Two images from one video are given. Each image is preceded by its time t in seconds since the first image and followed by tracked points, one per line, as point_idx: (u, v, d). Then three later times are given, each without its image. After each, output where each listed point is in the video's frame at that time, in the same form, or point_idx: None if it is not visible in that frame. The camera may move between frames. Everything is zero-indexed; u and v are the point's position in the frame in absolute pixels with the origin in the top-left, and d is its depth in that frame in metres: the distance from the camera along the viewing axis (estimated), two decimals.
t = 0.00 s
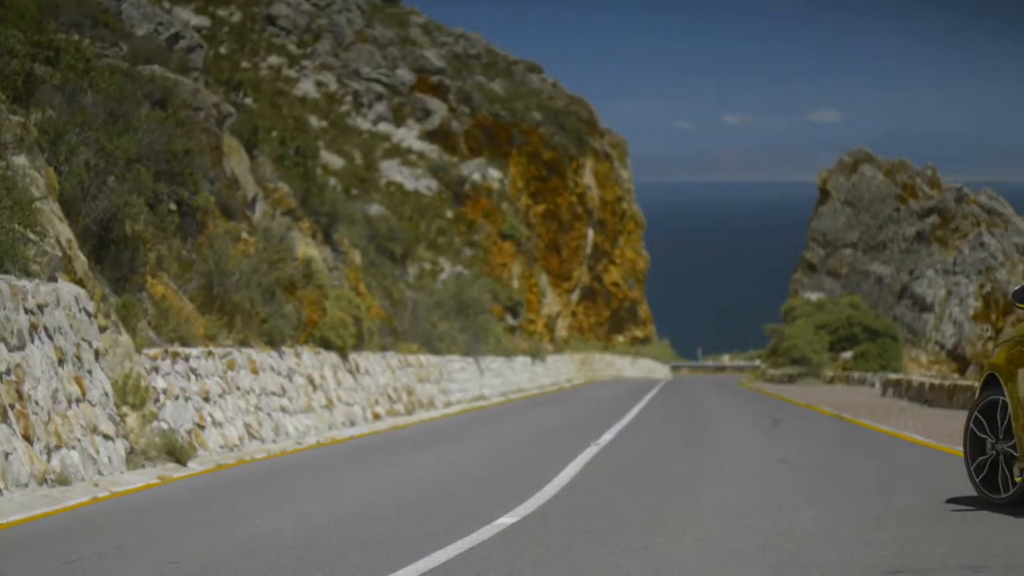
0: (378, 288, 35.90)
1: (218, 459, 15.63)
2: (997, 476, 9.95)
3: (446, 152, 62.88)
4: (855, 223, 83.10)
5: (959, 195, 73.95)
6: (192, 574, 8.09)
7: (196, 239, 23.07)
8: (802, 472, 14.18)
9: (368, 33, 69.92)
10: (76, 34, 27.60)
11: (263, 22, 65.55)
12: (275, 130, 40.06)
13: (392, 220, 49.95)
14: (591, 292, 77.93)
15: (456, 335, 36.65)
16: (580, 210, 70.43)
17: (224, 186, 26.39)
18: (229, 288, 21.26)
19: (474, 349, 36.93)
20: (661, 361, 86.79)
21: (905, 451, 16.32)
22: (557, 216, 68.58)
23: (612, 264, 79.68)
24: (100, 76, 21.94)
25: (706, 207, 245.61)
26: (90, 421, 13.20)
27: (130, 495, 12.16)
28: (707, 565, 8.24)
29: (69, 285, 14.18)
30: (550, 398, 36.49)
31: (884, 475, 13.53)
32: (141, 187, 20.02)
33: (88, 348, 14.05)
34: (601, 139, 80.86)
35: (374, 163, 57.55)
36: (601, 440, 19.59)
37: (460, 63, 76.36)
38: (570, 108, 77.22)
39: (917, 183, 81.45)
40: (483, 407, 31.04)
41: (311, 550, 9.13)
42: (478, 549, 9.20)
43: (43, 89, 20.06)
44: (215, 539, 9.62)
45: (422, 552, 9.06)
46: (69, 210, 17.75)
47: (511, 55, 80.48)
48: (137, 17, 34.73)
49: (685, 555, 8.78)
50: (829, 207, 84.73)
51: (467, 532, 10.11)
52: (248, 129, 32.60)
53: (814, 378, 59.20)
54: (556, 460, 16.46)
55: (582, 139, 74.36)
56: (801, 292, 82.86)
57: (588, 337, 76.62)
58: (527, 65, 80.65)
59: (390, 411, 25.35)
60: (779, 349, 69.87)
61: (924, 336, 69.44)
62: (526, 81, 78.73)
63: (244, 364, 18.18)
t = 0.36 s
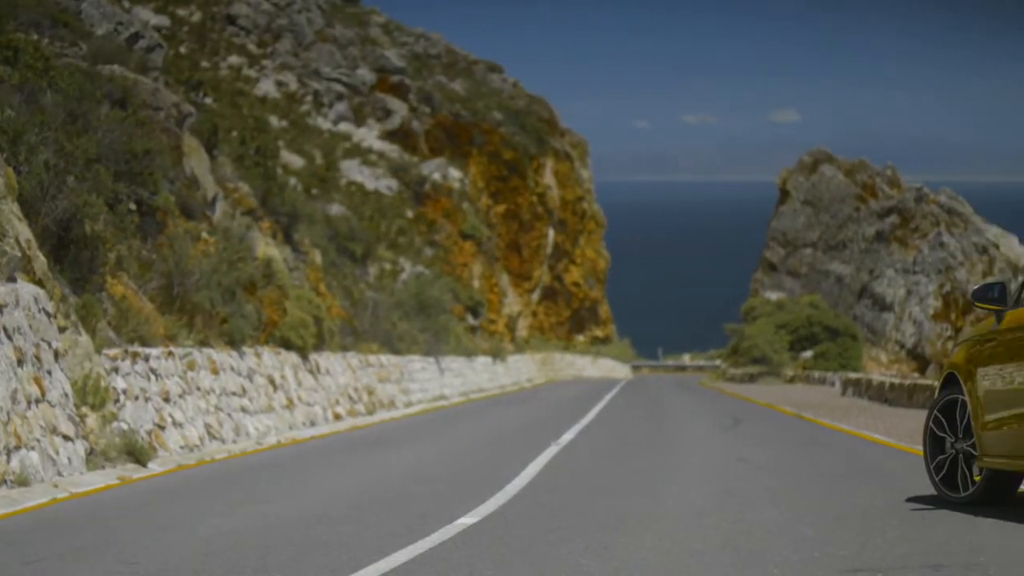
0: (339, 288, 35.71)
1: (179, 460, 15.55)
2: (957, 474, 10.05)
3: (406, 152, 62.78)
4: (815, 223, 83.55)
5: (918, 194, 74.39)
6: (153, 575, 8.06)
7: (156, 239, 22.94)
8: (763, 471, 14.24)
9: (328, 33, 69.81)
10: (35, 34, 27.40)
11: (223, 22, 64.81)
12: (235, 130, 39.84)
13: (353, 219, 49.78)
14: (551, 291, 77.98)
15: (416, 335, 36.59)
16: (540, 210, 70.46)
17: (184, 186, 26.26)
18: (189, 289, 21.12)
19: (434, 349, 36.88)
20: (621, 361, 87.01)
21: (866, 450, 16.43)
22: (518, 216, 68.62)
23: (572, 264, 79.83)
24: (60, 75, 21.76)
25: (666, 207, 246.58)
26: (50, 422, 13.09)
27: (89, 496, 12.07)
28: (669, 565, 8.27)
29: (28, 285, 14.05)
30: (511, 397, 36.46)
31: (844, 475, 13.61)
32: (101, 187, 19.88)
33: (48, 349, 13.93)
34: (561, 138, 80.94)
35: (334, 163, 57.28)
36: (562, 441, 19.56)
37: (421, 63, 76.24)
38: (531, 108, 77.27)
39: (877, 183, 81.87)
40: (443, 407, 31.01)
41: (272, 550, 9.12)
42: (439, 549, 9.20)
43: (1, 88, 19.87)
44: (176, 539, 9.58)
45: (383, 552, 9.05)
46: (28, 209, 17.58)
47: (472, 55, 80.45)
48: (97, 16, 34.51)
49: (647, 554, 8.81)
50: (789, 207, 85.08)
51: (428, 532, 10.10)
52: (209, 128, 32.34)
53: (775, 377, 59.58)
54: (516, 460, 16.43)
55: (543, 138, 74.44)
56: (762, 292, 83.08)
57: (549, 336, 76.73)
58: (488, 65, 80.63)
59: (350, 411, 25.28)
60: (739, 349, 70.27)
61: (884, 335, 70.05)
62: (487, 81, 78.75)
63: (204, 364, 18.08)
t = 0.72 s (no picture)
0: (299, 288, 35.51)
1: (138, 460, 15.49)
2: (916, 473, 10.15)
3: (366, 153, 62.72)
4: (774, 222, 84.01)
5: (878, 195, 75.09)
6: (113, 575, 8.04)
7: (115, 240, 22.82)
8: (720, 471, 14.33)
9: (288, 32, 69.55)
10: None
11: (182, 21, 64.06)
12: (194, 130, 39.69)
13: (313, 220, 49.67)
14: (511, 291, 78.03)
15: (375, 335, 36.53)
16: (500, 210, 71.09)
17: (144, 186, 26.09)
18: (148, 289, 20.96)
19: (393, 348, 36.83)
20: (581, 361, 87.27)
21: (825, 449, 16.55)
22: (477, 216, 68.89)
23: (532, 264, 80.02)
24: (18, 76, 21.58)
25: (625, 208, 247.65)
26: (8, 424, 12.94)
27: (46, 496, 12.02)
28: (628, 565, 8.31)
29: None
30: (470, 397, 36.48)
31: (799, 474, 13.75)
32: (59, 186, 19.74)
33: (6, 349, 13.78)
34: (521, 138, 81.01)
35: (294, 163, 56.89)
36: (521, 440, 19.57)
37: (380, 63, 76.14)
38: (491, 108, 77.31)
39: (836, 183, 82.46)
40: (402, 407, 31.01)
41: (233, 550, 9.12)
42: (397, 549, 9.23)
43: None
44: (137, 540, 9.57)
45: (342, 552, 9.07)
46: None
47: (431, 55, 80.44)
48: (55, 16, 34.28)
49: (605, 554, 8.85)
50: (749, 207, 85.40)
51: (387, 532, 10.11)
52: (167, 128, 31.95)
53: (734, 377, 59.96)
54: (476, 460, 16.45)
55: (503, 138, 74.54)
56: (721, 292, 83.34)
57: (509, 336, 76.89)
58: (447, 65, 80.59)
59: (310, 411, 25.23)
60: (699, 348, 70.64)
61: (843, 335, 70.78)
62: (446, 81, 78.79)
63: (163, 365, 17.98)
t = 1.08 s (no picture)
0: (255, 288, 35.25)
1: (95, 461, 15.41)
2: (872, 472, 10.25)
3: (323, 153, 62.62)
4: (731, 222, 84.73)
5: (833, 194, 75.53)
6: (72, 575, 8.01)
7: (71, 240, 22.64)
8: (676, 470, 14.41)
9: (244, 32, 68.78)
10: None
11: (138, 21, 63.67)
12: (151, 129, 39.39)
13: (270, 220, 49.47)
14: (468, 291, 78.41)
15: (333, 335, 36.42)
16: (457, 210, 71.37)
17: (99, 186, 25.85)
18: (105, 289, 20.77)
19: (351, 348, 36.74)
20: (539, 360, 87.45)
21: (781, 448, 16.68)
22: (434, 216, 69.54)
23: (489, 263, 80.14)
24: None
25: (581, 208, 248.45)
26: None
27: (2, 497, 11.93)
28: (587, 564, 8.36)
29: None
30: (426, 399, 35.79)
31: (755, 473, 13.89)
32: (13, 185, 19.64)
33: None
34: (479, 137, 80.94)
35: (250, 163, 56.32)
36: (478, 441, 19.50)
37: (337, 63, 75.89)
38: (448, 107, 77.25)
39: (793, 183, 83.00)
40: (360, 407, 30.92)
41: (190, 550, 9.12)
42: (355, 548, 9.25)
43: None
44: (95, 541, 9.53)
45: (301, 552, 9.08)
46: None
47: (388, 55, 80.26)
48: (11, 15, 34.01)
49: (563, 553, 8.89)
50: (706, 207, 86.20)
51: (345, 532, 10.12)
52: (122, 128, 31.60)
53: (691, 377, 60.27)
54: (433, 460, 16.42)
55: (460, 138, 74.63)
56: (678, 291, 84.10)
57: (466, 336, 77.12)
58: (405, 65, 80.42)
59: (267, 412, 25.13)
60: (655, 348, 70.92)
61: (800, 334, 71.65)
62: (403, 81, 78.68)
63: (119, 365, 17.88)
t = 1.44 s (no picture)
0: (206, 288, 34.82)
1: (44, 461, 15.15)
2: (822, 471, 10.24)
3: (273, 152, 62.73)
4: (682, 221, 84.84)
5: (784, 193, 75.97)
6: None
7: (20, 239, 22.26)
8: (629, 470, 14.36)
9: (195, 31, 66.89)
10: None
11: (89, 20, 61.09)
12: (100, 128, 38.82)
13: (220, 219, 48.94)
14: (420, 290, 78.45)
15: (284, 334, 36.19)
16: (407, 209, 71.19)
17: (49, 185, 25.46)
18: (54, 289, 20.41)
19: (300, 348, 36.57)
20: (490, 359, 87.38)
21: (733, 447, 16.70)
22: (384, 216, 69.43)
23: (440, 263, 80.01)
24: None
25: (530, 208, 248.88)
26: None
27: None
28: (541, 564, 8.26)
29: None
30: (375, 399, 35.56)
31: (705, 471, 13.92)
32: None
33: None
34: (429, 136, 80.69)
35: (200, 162, 55.44)
36: (430, 441, 19.28)
37: (287, 62, 75.35)
38: (399, 107, 77.02)
39: (744, 182, 83.36)
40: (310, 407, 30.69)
41: (141, 551, 8.96)
42: (306, 548, 9.11)
43: None
44: (42, 541, 9.34)
45: (251, 552, 8.93)
46: None
47: (339, 55, 79.87)
48: None
49: (516, 553, 8.79)
50: (657, 206, 86.18)
51: (296, 532, 9.97)
52: (72, 127, 31.09)
53: (643, 376, 60.46)
54: (385, 460, 16.24)
55: (411, 137, 74.45)
56: (629, 290, 83.60)
57: (417, 335, 77.00)
58: (355, 63, 80.03)
59: (217, 411, 24.89)
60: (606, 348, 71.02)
61: (751, 333, 72.31)
62: (354, 80, 78.39)
63: (69, 365, 17.57)
